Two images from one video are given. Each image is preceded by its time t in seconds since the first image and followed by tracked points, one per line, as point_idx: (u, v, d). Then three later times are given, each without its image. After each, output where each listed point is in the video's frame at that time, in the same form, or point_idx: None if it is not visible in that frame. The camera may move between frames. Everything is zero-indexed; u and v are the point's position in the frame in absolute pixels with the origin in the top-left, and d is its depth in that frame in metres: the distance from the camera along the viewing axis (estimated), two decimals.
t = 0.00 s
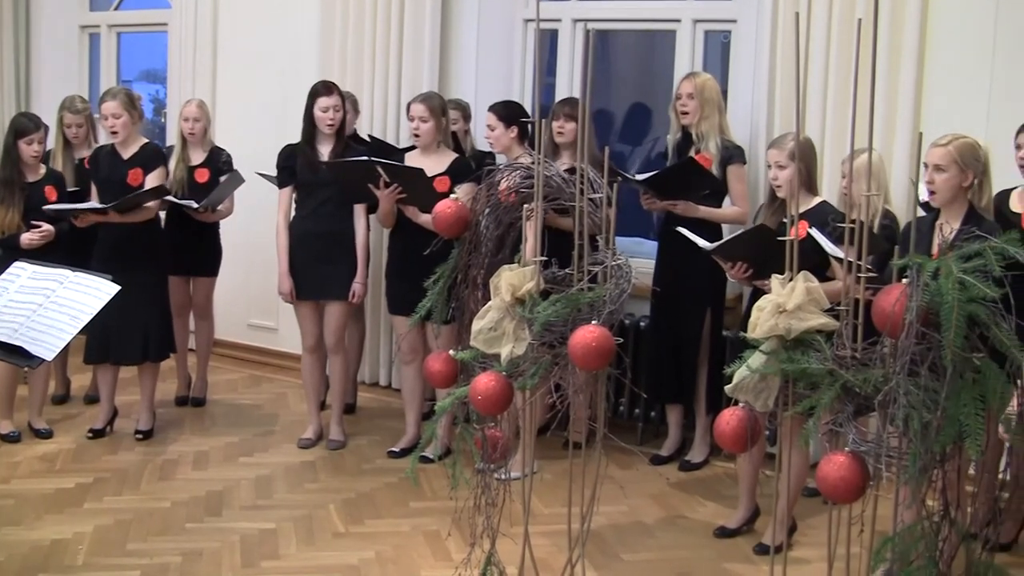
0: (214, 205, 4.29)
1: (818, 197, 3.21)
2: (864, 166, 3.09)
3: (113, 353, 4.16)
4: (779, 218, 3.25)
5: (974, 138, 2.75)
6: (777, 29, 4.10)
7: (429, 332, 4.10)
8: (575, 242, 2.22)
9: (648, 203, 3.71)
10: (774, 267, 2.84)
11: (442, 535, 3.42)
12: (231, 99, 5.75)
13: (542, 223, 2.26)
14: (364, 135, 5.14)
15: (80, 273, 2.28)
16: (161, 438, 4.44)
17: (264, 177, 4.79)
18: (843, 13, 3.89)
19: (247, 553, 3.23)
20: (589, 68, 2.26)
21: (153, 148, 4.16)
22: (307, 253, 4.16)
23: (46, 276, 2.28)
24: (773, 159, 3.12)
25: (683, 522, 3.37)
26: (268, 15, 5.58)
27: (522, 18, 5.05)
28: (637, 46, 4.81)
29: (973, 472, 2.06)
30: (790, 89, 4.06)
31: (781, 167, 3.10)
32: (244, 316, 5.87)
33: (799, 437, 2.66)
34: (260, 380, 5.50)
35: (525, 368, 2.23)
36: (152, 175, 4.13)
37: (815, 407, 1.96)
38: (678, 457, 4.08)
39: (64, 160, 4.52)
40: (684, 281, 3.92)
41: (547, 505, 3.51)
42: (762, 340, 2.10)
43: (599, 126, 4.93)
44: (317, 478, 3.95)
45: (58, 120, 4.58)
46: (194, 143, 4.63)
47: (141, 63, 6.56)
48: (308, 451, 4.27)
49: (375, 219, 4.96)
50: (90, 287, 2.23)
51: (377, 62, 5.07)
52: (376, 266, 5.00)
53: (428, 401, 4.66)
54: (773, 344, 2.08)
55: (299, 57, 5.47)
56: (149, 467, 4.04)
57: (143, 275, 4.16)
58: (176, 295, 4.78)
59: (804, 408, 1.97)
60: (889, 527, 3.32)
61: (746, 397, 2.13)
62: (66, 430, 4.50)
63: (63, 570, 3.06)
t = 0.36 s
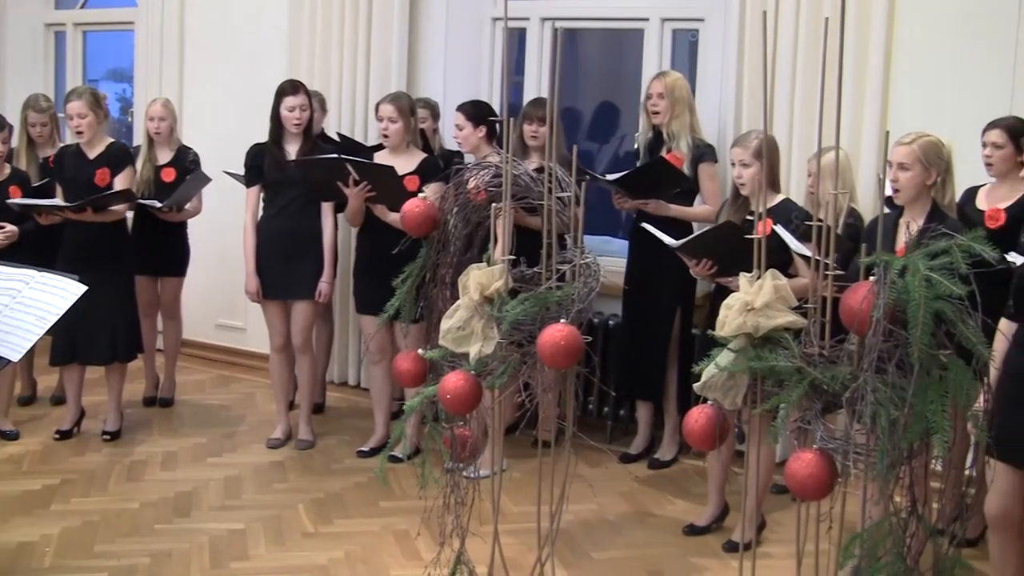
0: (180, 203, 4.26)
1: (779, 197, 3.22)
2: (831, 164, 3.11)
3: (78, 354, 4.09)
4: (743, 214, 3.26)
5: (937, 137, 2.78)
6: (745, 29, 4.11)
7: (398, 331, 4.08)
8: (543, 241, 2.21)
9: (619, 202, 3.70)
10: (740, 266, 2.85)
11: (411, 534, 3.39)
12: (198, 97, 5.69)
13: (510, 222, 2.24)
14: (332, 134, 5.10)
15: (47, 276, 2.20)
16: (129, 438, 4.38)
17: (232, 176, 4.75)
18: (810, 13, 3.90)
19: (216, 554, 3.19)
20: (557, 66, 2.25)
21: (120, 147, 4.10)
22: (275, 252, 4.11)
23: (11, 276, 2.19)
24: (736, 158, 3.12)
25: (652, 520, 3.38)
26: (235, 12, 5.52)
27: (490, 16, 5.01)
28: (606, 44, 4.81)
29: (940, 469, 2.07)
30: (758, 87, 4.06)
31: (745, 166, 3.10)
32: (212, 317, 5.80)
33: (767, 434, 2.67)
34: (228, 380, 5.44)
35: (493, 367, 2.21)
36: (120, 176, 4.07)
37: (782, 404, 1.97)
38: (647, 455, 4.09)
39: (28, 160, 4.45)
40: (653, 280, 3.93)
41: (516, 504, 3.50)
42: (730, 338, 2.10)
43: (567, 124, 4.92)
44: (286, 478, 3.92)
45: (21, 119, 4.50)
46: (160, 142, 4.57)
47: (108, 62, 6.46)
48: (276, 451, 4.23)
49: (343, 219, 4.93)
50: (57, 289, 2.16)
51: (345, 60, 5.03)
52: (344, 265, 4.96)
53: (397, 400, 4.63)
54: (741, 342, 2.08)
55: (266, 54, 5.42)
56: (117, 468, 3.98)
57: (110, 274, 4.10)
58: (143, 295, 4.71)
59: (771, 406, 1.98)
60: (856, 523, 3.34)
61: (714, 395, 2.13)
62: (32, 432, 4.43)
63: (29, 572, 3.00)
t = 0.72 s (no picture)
0: (148, 202, 4.22)
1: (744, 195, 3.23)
2: (801, 162, 3.11)
3: (43, 354, 4.04)
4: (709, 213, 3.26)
5: (904, 136, 2.80)
6: (715, 28, 4.12)
7: (370, 330, 4.06)
8: (514, 240, 2.20)
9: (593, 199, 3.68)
10: (711, 265, 2.86)
11: (384, 533, 3.36)
12: (168, 95, 5.63)
13: (481, 221, 2.24)
14: (303, 133, 5.07)
15: (16, 277, 2.12)
16: (99, 439, 4.33)
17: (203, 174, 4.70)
18: (781, 12, 3.92)
19: (188, 555, 3.16)
20: (528, 65, 2.23)
21: (88, 147, 4.04)
22: (246, 251, 4.08)
23: None
24: (704, 157, 3.12)
25: (625, 518, 3.38)
26: (205, 10, 5.47)
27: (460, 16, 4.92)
28: (576, 43, 4.81)
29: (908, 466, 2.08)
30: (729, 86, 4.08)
31: (711, 164, 3.10)
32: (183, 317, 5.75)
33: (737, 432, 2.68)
34: (199, 380, 5.39)
35: (464, 366, 2.20)
36: (87, 175, 4.02)
37: (752, 402, 1.99)
38: (619, 454, 4.09)
39: None
40: (626, 278, 3.93)
41: (489, 503, 3.49)
42: (702, 337, 2.10)
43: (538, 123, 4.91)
44: (258, 478, 3.88)
45: None
46: (130, 141, 4.51)
47: (77, 61, 6.38)
48: (248, 451, 4.20)
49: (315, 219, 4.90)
50: (26, 289, 2.08)
51: (316, 58, 5.00)
52: (315, 264, 4.93)
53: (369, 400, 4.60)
54: (713, 340, 2.08)
55: (236, 51, 5.37)
56: (88, 469, 3.93)
57: (79, 274, 4.05)
58: (114, 294, 4.66)
59: (742, 404, 1.99)
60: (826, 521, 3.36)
61: (686, 393, 2.13)
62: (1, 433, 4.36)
63: None
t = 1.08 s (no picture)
0: (118, 203, 4.18)
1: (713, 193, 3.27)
2: (772, 161, 3.14)
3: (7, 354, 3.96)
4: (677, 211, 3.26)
5: (871, 134, 2.81)
6: (687, 28, 4.13)
7: (341, 330, 4.04)
8: (486, 238, 2.20)
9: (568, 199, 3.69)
10: (681, 263, 2.87)
11: (357, 533, 3.34)
12: (138, 94, 5.57)
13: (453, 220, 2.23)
14: (274, 132, 5.03)
15: None
16: (69, 440, 4.27)
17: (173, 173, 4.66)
18: (752, 11, 3.94)
19: (160, 556, 3.13)
20: (499, 63, 2.22)
21: (54, 146, 4.00)
22: (217, 251, 4.04)
23: None
24: (672, 155, 3.13)
25: (597, 517, 3.38)
26: (175, 8, 5.42)
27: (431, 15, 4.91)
28: (547, 41, 4.81)
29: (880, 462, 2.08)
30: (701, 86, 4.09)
31: (680, 163, 3.11)
32: (154, 316, 5.69)
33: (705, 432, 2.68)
34: (170, 380, 5.34)
35: (436, 366, 2.19)
36: (53, 175, 3.97)
37: (724, 400, 1.99)
38: (592, 452, 4.10)
39: None
40: (598, 277, 3.93)
41: (461, 502, 3.48)
42: (674, 335, 2.10)
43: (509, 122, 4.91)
44: (230, 478, 3.85)
45: None
46: (99, 140, 4.46)
47: (46, 60, 6.30)
48: (220, 452, 4.16)
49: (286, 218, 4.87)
50: None
51: (287, 56, 4.96)
52: (287, 263, 4.89)
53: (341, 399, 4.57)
54: (684, 339, 2.07)
55: (207, 50, 5.32)
56: (58, 471, 3.88)
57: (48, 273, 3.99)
58: (83, 294, 4.60)
59: (714, 402, 1.99)
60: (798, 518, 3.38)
61: (658, 391, 2.13)
62: None
63: None
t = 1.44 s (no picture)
0: (94, 203, 4.14)
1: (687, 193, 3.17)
2: (747, 160, 3.14)
3: None
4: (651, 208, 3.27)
5: (849, 135, 2.84)
6: (662, 27, 4.13)
7: (317, 329, 4.02)
8: (462, 237, 2.19)
9: (547, 198, 3.66)
10: (658, 261, 2.87)
11: (333, 533, 3.33)
12: (112, 93, 5.52)
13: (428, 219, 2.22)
14: (249, 131, 5.00)
15: None
16: (43, 441, 4.22)
17: (149, 173, 4.62)
18: (727, 10, 3.95)
19: (136, 557, 3.10)
20: (475, 62, 2.20)
21: (27, 145, 3.95)
22: (193, 251, 4.01)
23: None
24: (646, 154, 3.13)
25: (573, 515, 3.38)
26: (149, 6, 5.37)
27: (408, 14, 4.98)
28: (523, 40, 4.81)
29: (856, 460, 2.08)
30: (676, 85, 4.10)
31: (654, 161, 3.12)
32: (128, 316, 5.64)
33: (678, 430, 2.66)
34: (145, 380, 5.29)
35: (412, 365, 2.18)
36: (26, 175, 3.92)
37: (700, 398, 1.99)
38: (568, 451, 4.10)
39: None
40: (575, 276, 3.93)
41: (437, 501, 3.47)
42: (649, 334, 2.10)
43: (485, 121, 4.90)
44: (206, 478, 3.82)
45: None
46: (73, 139, 4.41)
47: (19, 59, 6.22)
48: (195, 452, 4.12)
49: (261, 217, 4.84)
50: None
51: (262, 55, 4.93)
52: (262, 263, 4.86)
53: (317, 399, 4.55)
54: (660, 337, 2.08)
55: (182, 48, 5.28)
56: (32, 472, 3.83)
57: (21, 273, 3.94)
58: (57, 294, 4.55)
59: (690, 400, 1.99)
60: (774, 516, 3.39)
61: (634, 390, 2.13)
62: None
63: None
